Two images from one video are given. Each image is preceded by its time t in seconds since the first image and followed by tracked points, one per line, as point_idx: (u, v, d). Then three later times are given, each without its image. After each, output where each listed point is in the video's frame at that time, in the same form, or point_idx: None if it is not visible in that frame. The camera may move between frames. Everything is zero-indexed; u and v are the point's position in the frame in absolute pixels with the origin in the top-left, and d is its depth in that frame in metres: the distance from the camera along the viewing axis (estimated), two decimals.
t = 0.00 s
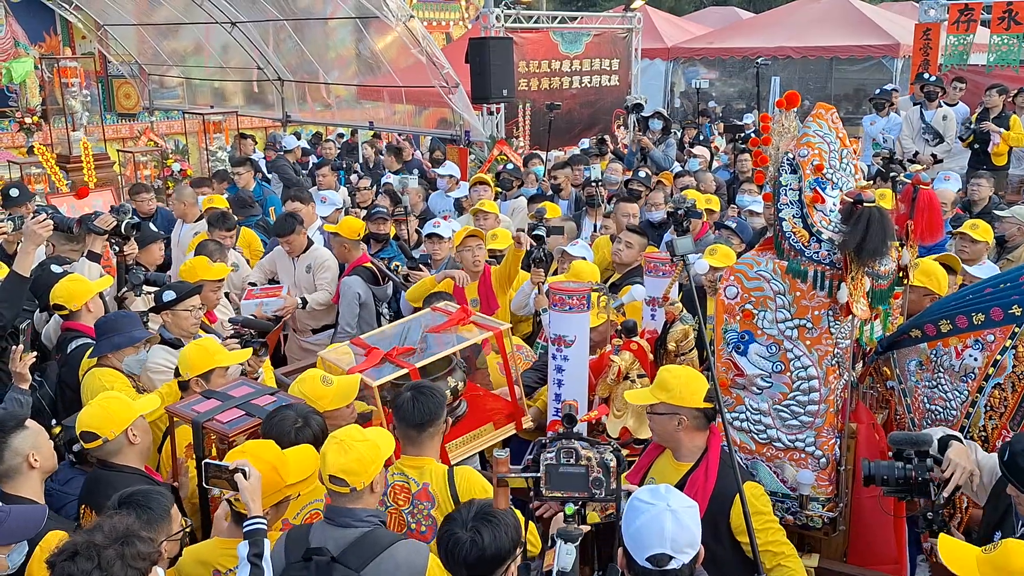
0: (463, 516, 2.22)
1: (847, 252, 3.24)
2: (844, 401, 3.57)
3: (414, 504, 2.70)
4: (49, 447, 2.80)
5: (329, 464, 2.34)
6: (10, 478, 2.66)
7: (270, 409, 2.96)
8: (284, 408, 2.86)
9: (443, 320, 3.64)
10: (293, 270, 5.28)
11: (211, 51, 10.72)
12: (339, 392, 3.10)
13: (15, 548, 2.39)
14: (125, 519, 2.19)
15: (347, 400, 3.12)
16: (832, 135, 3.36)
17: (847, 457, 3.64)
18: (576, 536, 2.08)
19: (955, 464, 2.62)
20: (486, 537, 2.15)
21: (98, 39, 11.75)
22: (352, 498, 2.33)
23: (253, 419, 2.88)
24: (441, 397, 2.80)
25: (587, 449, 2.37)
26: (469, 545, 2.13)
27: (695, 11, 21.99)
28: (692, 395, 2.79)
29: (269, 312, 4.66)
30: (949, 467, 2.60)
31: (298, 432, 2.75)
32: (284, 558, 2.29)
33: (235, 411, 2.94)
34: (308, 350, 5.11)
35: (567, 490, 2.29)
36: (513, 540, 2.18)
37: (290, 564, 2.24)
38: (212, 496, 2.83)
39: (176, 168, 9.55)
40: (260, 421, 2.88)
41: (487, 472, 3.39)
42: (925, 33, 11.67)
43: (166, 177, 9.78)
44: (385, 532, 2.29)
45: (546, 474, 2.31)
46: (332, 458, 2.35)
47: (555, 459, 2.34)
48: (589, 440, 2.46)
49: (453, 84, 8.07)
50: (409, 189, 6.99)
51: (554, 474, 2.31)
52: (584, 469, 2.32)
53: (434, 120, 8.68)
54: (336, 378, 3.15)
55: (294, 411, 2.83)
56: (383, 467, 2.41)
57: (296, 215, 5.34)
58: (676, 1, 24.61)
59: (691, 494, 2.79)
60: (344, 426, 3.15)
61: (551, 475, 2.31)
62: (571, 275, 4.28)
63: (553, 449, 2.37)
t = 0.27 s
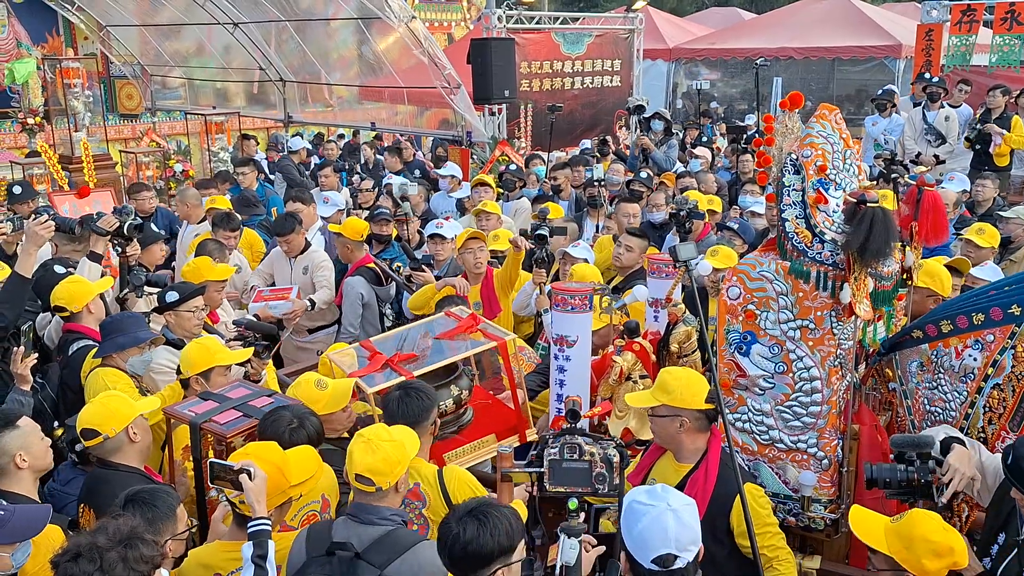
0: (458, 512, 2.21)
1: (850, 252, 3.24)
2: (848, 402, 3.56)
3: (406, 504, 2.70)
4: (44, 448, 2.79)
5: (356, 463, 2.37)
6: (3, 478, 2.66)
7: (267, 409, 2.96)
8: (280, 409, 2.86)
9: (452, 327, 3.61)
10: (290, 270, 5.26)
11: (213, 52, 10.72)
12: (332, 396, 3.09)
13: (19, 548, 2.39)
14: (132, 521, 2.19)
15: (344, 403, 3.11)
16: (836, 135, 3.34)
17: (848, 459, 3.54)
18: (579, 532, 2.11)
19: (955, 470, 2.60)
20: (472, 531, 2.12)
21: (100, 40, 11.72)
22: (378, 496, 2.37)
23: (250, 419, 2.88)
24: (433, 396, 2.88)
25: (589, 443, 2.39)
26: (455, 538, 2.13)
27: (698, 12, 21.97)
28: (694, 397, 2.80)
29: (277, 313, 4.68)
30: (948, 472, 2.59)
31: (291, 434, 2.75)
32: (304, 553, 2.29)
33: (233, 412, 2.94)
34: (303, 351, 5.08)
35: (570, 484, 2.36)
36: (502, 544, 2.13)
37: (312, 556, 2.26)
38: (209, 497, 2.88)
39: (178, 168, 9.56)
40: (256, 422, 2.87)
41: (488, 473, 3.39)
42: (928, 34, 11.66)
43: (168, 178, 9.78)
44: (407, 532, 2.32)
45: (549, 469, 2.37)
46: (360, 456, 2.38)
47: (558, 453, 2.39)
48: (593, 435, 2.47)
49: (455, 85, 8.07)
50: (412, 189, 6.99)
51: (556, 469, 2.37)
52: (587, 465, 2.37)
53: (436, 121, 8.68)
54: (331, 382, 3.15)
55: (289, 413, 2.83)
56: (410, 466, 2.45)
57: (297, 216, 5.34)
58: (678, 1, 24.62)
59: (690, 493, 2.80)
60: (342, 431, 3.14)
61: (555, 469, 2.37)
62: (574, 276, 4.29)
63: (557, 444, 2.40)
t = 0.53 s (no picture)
0: (458, 515, 2.20)
1: (851, 254, 3.25)
2: (848, 404, 3.59)
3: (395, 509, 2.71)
4: (47, 446, 2.80)
5: (385, 466, 2.37)
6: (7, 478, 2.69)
7: (267, 409, 2.97)
8: (277, 410, 2.87)
9: (467, 336, 3.55)
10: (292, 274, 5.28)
11: (216, 52, 10.73)
12: (335, 398, 3.09)
13: (21, 548, 2.39)
14: (139, 522, 2.20)
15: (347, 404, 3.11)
16: (838, 137, 3.37)
17: (851, 461, 3.57)
18: (583, 530, 2.12)
19: (953, 471, 2.67)
20: (468, 532, 2.13)
21: (103, 40, 11.73)
22: (399, 502, 2.35)
23: (250, 419, 2.89)
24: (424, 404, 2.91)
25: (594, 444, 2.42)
26: (451, 540, 2.13)
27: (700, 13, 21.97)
28: (681, 395, 2.81)
29: (278, 315, 4.62)
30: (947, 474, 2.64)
31: (287, 435, 2.74)
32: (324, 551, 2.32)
33: (234, 412, 2.95)
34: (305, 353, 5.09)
35: (575, 485, 2.38)
36: (499, 548, 2.12)
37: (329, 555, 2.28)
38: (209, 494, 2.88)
39: (181, 168, 9.58)
40: (255, 422, 2.88)
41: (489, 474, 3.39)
42: (930, 35, 11.65)
43: (171, 178, 9.80)
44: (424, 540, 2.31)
45: (555, 469, 2.40)
46: (390, 459, 2.37)
47: (563, 454, 2.41)
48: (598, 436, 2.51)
49: (457, 86, 8.08)
50: (414, 190, 7.00)
51: (560, 470, 2.40)
52: (591, 465, 2.40)
53: (438, 121, 8.69)
54: (335, 386, 3.15)
55: (286, 414, 2.83)
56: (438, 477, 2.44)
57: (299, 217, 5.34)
58: (681, 2, 24.63)
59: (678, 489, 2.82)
60: (342, 433, 3.13)
61: (560, 469, 2.40)
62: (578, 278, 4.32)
63: (562, 444, 2.43)
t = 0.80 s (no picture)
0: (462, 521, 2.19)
1: (852, 256, 3.25)
2: (849, 406, 3.59)
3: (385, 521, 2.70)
4: (49, 446, 2.80)
5: (405, 468, 2.36)
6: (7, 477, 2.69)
7: (266, 411, 2.96)
8: (275, 412, 2.86)
9: (473, 345, 3.55)
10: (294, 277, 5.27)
11: (218, 52, 10.74)
12: (337, 404, 3.09)
13: (20, 549, 2.39)
14: (143, 522, 2.20)
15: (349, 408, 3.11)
16: (839, 139, 3.37)
17: (851, 463, 3.61)
18: (584, 532, 2.10)
19: (953, 471, 2.67)
20: (472, 538, 2.11)
21: (105, 40, 11.73)
22: (416, 505, 2.35)
23: (249, 421, 2.87)
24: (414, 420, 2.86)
25: (595, 446, 2.35)
26: (455, 545, 2.13)
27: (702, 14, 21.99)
28: (666, 391, 2.86)
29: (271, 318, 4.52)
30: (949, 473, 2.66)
31: (284, 437, 2.74)
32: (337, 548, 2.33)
33: (233, 413, 2.94)
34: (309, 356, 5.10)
35: (576, 486, 2.32)
36: (504, 555, 2.10)
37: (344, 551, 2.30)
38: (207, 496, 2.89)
39: (183, 168, 9.58)
40: (254, 424, 2.87)
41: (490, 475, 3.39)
42: (931, 38, 11.65)
43: (173, 178, 9.80)
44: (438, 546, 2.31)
45: (555, 470, 2.33)
46: (412, 462, 2.36)
47: (564, 455, 2.35)
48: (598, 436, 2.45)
49: (459, 87, 8.08)
50: (415, 190, 7.00)
51: (561, 471, 2.33)
52: (592, 466, 2.33)
53: (440, 122, 8.70)
54: (337, 390, 3.15)
55: (285, 416, 2.82)
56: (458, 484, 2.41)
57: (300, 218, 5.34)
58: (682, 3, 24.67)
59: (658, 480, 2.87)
60: (341, 439, 3.11)
61: (560, 470, 2.33)
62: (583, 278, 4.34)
63: (563, 445, 2.36)
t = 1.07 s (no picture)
0: (465, 516, 2.17)
1: (852, 259, 3.23)
2: (849, 408, 3.56)
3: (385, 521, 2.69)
4: (50, 448, 2.78)
5: (417, 470, 2.36)
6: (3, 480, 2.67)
7: (264, 414, 2.94)
8: (275, 414, 2.85)
9: (463, 342, 3.58)
10: (297, 280, 5.23)
11: (218, 52, 10.72)
12: (330, 408, 3.04)
13: (19, 550, 2.38)
14: (144, 522, 2.19)
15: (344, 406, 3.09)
16: (839, 141, 3.36)
17: (852, 465, 3.59)
18: (579, 533, 2.05)
19: (952, 472, 2.61)
20: (476, 534, 2.09)
21: (105, 40, 11.72)
22: (427, 508, 2.35)
23: (248, 424, 2.85)
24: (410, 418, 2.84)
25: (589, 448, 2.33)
26: (457, 541, 2.10)
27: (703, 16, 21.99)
28: (657, 391, 2.91)
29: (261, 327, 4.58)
30: (948, 474, 2.61)
31: (287, 439, 2.72)
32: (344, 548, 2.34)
33: (231, 417, 2.92)
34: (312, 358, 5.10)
35: (570, 488, 2.24)
36: (505, 553, 2.09)
37: (354, 552, 2.30)
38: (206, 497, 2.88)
39: (184, 169, 9.58)
40: (254, 427, 2.85)
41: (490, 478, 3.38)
42: (932, 40, 11.64)
43: (174, 178, 9.80)
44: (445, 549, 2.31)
45: (550, 472, 2.26)
46: (425, 465, 2.36)
47: (558, 457, 2.30)
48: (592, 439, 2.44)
49: (460, 87, 8.06)
50: (417, 191, 6.99)
51: (555, 473, 2.26)
52: (587, 468, 2.27)
53: (442, 123, 8.69)
54: (329, 396, 3.10)
55: (285, 417, 2.81)
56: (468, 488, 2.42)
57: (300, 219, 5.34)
58: (684, 4, 24.69)
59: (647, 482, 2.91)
60: (338, 444, 3.08)
61: (555, 473, 2.26)
62: (585, 279, 4.33)
63: (557, 447, 2.33)
